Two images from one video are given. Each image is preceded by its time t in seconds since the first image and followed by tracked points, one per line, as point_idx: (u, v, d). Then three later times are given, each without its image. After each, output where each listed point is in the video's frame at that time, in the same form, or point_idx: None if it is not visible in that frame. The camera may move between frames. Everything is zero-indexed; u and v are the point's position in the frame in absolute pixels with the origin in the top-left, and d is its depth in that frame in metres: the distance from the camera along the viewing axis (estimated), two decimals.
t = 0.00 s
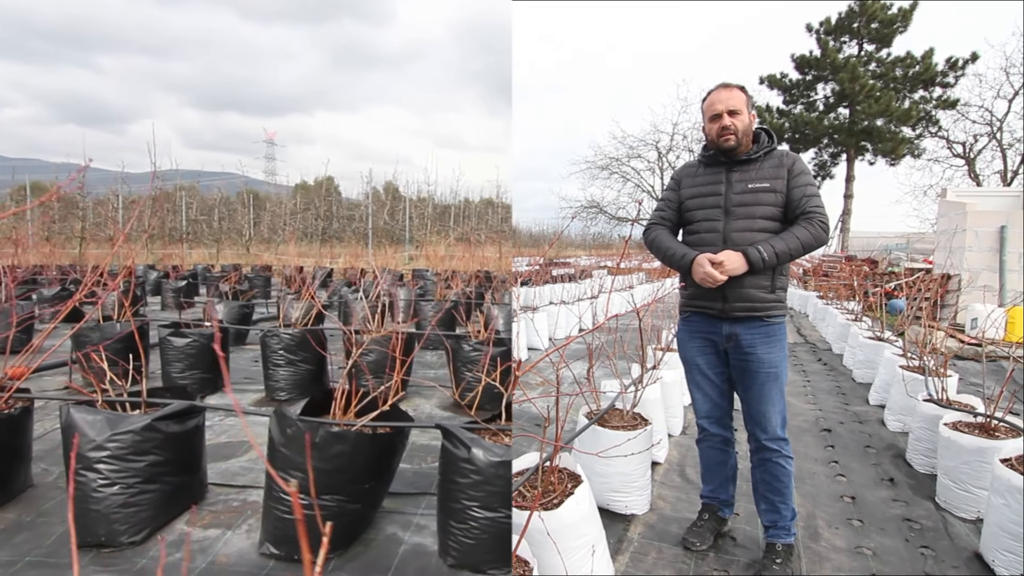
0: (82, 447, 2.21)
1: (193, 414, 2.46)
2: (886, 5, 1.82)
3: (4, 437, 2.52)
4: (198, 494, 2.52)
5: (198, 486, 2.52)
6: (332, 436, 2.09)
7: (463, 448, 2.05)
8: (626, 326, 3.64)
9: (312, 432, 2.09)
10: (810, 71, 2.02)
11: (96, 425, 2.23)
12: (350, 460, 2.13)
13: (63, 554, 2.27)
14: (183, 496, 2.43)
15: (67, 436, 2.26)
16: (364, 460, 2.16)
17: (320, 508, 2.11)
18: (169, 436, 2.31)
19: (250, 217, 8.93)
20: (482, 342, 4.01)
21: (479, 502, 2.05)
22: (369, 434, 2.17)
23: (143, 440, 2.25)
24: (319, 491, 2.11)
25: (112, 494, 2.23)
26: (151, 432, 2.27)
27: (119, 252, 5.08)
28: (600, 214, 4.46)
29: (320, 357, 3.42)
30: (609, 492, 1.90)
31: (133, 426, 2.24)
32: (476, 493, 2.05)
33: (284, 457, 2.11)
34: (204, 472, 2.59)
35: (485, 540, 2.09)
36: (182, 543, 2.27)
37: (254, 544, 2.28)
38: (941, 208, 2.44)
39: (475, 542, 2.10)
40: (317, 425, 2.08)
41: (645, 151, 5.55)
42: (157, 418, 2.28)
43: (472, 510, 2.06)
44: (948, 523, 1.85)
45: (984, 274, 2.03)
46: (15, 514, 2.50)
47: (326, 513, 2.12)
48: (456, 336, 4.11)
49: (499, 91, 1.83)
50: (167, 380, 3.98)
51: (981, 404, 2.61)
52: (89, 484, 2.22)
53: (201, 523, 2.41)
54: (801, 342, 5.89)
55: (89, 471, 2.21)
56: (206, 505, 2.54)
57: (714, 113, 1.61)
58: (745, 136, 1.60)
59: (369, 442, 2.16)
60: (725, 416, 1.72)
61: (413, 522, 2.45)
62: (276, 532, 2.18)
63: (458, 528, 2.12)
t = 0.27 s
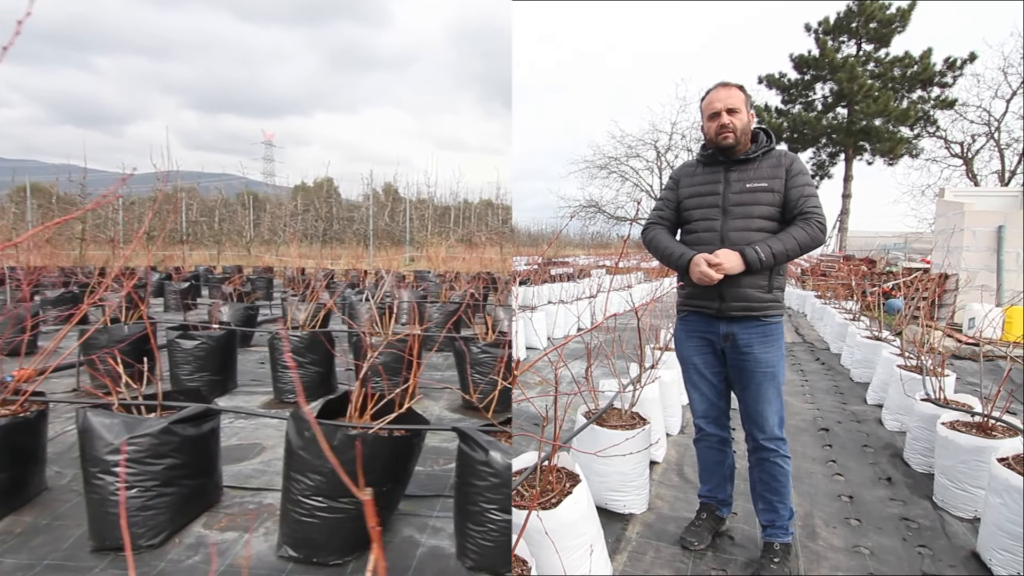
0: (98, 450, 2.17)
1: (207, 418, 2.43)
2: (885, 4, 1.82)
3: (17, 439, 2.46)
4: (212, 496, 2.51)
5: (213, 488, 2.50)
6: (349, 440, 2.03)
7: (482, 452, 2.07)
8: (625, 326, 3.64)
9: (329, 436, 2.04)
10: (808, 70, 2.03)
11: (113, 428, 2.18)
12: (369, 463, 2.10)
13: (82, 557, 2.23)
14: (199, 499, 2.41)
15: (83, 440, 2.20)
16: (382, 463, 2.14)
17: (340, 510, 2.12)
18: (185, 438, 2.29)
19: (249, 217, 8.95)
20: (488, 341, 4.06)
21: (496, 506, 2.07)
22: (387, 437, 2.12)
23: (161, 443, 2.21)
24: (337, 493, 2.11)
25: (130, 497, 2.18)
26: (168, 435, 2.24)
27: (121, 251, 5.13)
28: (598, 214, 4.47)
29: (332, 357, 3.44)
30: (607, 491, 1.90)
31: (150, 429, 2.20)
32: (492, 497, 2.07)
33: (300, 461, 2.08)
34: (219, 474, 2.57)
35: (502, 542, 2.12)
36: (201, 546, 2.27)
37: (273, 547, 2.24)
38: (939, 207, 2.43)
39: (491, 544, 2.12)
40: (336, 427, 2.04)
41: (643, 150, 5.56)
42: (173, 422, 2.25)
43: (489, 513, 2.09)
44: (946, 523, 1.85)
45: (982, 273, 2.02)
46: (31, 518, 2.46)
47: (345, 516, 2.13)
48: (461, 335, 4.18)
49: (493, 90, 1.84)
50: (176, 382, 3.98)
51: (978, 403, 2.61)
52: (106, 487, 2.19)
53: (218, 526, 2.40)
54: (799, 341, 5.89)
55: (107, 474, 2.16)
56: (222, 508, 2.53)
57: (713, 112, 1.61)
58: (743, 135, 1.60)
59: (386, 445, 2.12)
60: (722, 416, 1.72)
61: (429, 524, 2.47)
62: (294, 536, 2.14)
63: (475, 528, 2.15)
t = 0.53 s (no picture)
0: (117, 453, 2.16)
1: (225, 421, 2.40)
2: (881, 7, 1.84)
3: (35, 444, 2.46)
4: (230, 499, 2.49)
5: (230, 491, 2.48)
6: (369, 443, 2.06)
7: (501, 454, 2.00)
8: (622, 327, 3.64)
9: (349, 439, 2.06)
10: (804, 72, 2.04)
11: (131, 432, 2.15)
12: (387, 468, 2.10)
13: (102, 561, 2.23)
14: (216, 503, 2.39)
15: (102, 444, 2.19)
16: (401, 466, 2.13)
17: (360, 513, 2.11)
18: (204, 442, 2.27)
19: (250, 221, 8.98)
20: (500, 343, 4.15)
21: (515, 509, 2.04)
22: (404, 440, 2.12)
23: (180, 447, 2.20)
24: (355, 497, 2.10)
25: (150, 500, 2.20)
26: (187, 439, 2.21)
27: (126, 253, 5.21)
28: (595, 215, 4.49)
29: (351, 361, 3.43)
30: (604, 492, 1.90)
31: (169, 432, 2.17)
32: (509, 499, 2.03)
33: (321, 464, 2.09)
34: (236, 477, 2.55)
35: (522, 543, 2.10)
36: (220, 549, 2.27)
37: (292, 550, 2.28)
38: (936, 209, 2.44)
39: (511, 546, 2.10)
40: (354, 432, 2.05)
41: (640, 152, 5.59)
42: (192, 425, 2.23)
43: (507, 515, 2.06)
44: (941, 523, 1.86)
45: (977, 275, 2.03)
46: (48, 521, 2.46)
47: (364, 520, 2.12)
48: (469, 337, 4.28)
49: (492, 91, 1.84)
50: (187, 386, 3.97)
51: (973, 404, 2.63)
52: (125, 490, 2.18)
53: (236, 530, 2.39)
54: (796, 342, 5.91)
55: (127, 478, 2.16)
56: (240, 512, 2.51)
57: (708, 114, 1.61)
58: (739, 137, 1.61)
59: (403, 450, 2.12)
60: (719, 417, 1.72)
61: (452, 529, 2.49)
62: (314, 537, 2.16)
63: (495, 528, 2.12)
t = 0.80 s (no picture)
0: (138, 458, 1.99)
1: (246, 425, 2.22)
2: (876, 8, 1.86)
3: (59, 450, 2.22)
4: (252, 505, 2.30)
5: (252, 497, 2.29)
6: (394, 447, 1.87)
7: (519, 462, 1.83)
8: (619, 327, 3.65)
9: (373, 444, 1.87)
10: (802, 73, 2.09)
11: (154, 437, 1.99)
12: (413, 472, 1.90)
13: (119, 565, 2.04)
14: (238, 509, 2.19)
15: (123, 448, 2.03)
16: (429, 471, 1.92)
17: (384, 520, 1.91)
18: (223, 447, 2.07)
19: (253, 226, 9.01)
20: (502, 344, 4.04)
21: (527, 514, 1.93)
22: (430, 444, 1.91)
23: (203, 452, 2.01)
24: (378, 503, 1.90)
25: (172, 507, 1.99)
26: (210, 444, 2.03)
27: (131, 257, 5.32)
28: (592, 215, 4.52)
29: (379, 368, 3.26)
30: (602, 493, 1.90)
31: (191, 438, 2.00)
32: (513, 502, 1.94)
33: (343, 468, 1.91)
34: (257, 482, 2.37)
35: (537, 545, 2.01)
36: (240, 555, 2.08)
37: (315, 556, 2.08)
38: (931, 209, 2.45)
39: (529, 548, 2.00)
40: (377, 436, 1.87)
41: (636, 152, 5.63)
42: (214, 430, 2.05)
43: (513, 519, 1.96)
44: (937, 522, 1.87)
45: (972, 274, 2.04)
46: (70, 526, 2.23)
47: (389, 527, 1.92)
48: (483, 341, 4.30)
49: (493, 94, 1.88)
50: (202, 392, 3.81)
51: (968, 403, 2.64)
52: (148, 496, 1.99)
53: (258, 535, 2.20)
54: (792, 342, 5.93)
55: (148, 484, 1.97)
56: (261, 516, 2.33)
57: (704, 114, 1.61)
58: (735, 137, 1.61)
59: (430, 453, 1.91)
60: (715, 417, 1.72)
61: (469, 533, 2.19)
62: (336, 544, 1.97)
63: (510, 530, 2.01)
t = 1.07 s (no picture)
0: (155, 460, 1.91)
1: (260, 428, 2.16)
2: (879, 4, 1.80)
3: (74, 452, 2.14)
4: (267, 511, 2.21)
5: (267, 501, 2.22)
6: (411, 449, 1.82)
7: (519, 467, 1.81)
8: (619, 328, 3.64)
9: (391, 446, 1.82)
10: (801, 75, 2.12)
11: (170, 439, 1.91)
12: (430, 474, 1.84)
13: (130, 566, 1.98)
14: (252, 514, 2.12)
15: (137, 451, 1.94)
16: (446, 474, 1.87)
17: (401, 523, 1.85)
18: (240, 449, 2.01)
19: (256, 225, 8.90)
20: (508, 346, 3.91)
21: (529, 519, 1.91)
22: (448, 447, 1.86)
23: (219, 454, 1.95)
24: (397, 506, 1.84)
25: (188, 510, 1.92)
26: (225, 445, 1.97)
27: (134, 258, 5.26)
28: (591, 215, 4.52)
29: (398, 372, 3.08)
30: (601, 493, 1.89)
31: (208, 440, 1.94)
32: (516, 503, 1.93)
33: (360, 470, 1.84)
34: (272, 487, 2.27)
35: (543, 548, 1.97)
36: (260, 558, 1.99)
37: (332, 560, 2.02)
38: (929, 210, 2.45)
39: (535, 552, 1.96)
40: (394, 439, 1.81)
41: (636, 153, 5.63)
42: (231, 432, 1.98)
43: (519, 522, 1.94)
44: (935, 524, 1.87)
45: (970, 276, 2.04)
46: (86, 530, 2.15)
47: (406, 530, 1.86)
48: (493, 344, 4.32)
49: (494, 96, 1.88)
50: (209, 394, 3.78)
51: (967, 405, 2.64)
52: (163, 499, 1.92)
53: (274, 539, 2.10)
54: (790, 343, 5.93)
55: (165, 487, 1.90)
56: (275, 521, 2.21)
57: (704, 115, 1.61)
58: (734, 138, 1.61)
59: (448, 456, 1.86)
60: (714, 418, 1.72)
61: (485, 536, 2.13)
62: (352, 547, 1.90)
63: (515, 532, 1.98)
